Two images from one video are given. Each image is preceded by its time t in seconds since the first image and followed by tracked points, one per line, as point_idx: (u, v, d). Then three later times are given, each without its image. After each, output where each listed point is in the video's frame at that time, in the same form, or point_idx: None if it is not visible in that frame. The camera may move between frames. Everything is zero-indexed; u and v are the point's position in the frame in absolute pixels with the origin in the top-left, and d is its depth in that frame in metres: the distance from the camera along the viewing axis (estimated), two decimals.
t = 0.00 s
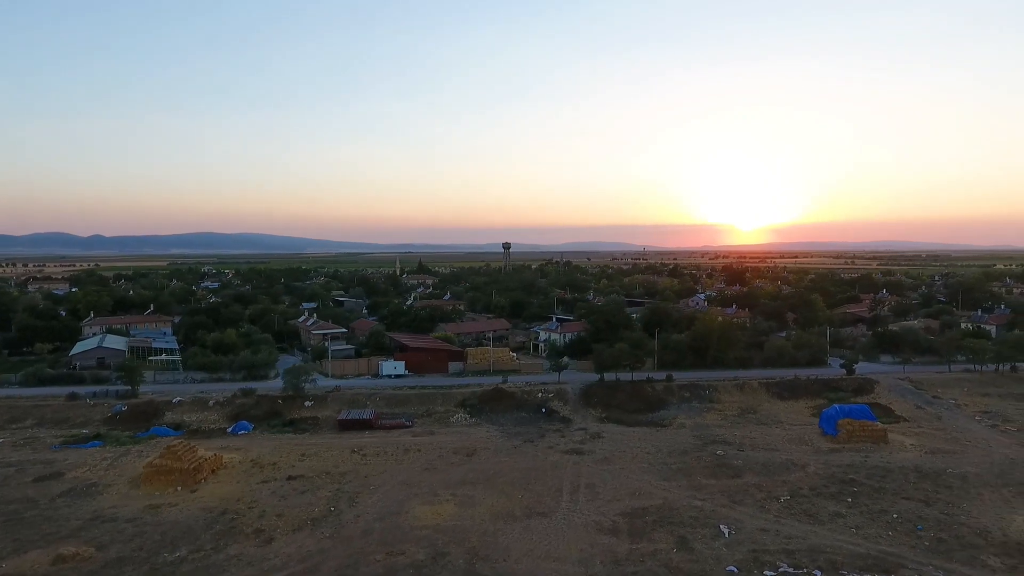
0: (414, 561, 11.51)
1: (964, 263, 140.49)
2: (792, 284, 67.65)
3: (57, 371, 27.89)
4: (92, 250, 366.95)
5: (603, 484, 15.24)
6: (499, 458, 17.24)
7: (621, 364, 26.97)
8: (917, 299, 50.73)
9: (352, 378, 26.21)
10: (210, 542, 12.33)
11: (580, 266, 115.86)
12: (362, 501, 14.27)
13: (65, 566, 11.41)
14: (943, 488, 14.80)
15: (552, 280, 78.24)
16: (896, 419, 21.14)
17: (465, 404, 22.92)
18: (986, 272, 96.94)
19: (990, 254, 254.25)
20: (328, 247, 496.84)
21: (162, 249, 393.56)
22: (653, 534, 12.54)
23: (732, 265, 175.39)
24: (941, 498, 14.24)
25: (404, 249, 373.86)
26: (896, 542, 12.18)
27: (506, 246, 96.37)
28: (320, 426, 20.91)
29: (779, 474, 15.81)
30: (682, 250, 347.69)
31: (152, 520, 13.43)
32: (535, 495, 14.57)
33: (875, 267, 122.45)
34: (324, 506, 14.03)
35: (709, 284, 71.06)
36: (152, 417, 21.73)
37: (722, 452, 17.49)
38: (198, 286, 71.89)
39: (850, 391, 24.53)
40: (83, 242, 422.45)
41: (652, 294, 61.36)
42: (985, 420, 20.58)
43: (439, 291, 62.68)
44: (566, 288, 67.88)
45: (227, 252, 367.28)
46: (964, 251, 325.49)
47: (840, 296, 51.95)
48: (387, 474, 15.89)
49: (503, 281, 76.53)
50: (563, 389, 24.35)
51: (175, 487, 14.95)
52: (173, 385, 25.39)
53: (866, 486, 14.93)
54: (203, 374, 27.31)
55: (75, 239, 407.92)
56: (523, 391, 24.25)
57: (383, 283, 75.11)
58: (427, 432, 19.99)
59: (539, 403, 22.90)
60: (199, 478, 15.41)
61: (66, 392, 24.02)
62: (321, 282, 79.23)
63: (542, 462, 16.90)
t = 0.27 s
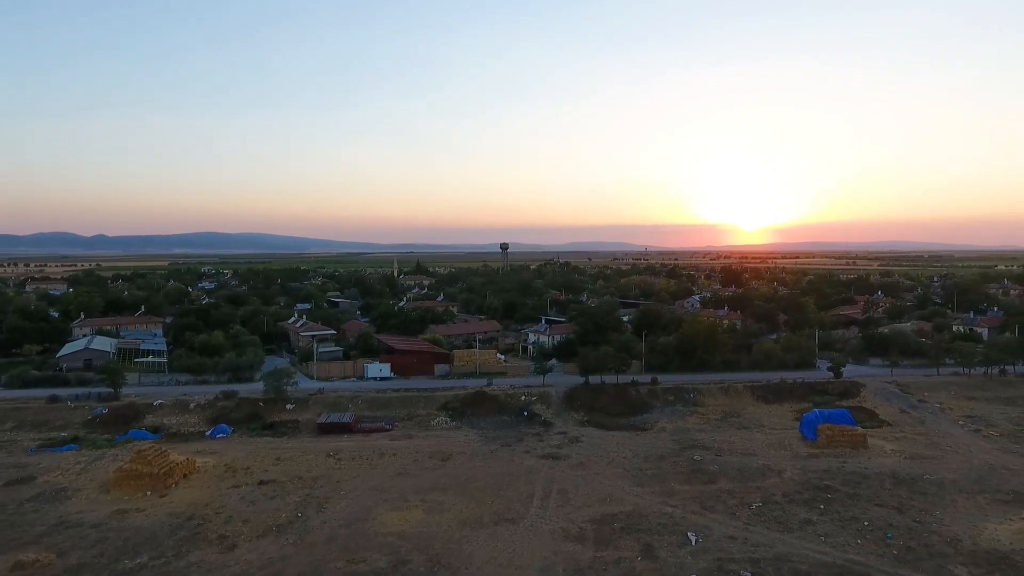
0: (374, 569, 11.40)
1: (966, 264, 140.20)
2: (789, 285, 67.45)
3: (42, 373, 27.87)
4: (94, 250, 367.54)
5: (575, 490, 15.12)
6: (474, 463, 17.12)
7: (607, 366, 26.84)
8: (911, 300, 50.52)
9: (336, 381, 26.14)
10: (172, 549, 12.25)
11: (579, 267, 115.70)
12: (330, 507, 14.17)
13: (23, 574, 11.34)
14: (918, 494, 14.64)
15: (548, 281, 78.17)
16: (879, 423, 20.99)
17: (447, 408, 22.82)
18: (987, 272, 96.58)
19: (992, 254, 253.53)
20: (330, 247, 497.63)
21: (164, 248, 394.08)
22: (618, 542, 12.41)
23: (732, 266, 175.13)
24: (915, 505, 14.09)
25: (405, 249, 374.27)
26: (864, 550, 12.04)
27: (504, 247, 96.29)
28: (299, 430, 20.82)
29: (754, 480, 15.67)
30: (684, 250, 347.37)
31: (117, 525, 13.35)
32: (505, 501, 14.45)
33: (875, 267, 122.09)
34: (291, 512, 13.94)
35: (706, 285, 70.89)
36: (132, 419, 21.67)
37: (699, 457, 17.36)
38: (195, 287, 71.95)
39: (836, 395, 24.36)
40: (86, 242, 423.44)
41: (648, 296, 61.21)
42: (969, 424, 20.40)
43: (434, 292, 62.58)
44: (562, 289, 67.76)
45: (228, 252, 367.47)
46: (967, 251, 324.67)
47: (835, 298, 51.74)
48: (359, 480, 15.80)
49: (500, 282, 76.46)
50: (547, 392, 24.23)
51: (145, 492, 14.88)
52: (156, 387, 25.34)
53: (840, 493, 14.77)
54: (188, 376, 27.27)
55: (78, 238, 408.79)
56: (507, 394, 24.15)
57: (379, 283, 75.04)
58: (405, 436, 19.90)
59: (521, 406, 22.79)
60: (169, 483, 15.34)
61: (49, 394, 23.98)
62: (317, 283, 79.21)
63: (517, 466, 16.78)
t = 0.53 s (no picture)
0: None
1: (964, 265, 140.16)
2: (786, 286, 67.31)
3: (29, 375, 27.81)
4: (95, 250, 368.07)
5: (551, 495, 15.01)
6: (451, 467, 17.02)
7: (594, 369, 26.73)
8: (906, 302, 50.38)
9: (322, 383, 26.06)
10: (138, 556, 12.17)
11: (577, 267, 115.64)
12: (302, 513, 14.09)
13: None
14: (896, 501, 14.52)
15: (545, 282, 78.02)
16: (863, 428, 20.86)
17: (431, 410, 22.72)
18: (985, 273, 96.41)
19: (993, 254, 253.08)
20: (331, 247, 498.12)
21: (165, 248, 394.67)
22: (588, 549, 12.31)
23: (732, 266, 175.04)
24: (892, 511, 13.96)
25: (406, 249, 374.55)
26: (835, 558, 11.92)
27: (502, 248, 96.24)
28: (281, 433, 20.73)
29: (732, 486, 15.54)
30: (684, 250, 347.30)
31: (87, 531, 13.28)
32: (479, 506, 14.35)
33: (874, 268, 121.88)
34: (262, 517, 13.85)
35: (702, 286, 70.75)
36: (114, 422, 21.60)
37: (679, 461, 17.24)
38: (191, 288, 71.99)
39: (823, 398, 24.23)
40: (87, 242, 424.17)
41: (644, 297, 61.07)
42: (954, 429, 20.27)
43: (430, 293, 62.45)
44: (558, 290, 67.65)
45: (229, 252, 367.88)
46: (968, 251, 324.16)
47: (830, 299, 51.60)
48: (334, 484, 15.71)
49: (496, 283, 76.39)
50: (532, 395, 24.12)
51: (117, 497, 14.80)
52: (141, 389, 25.27)
53: (817, 499, 14.65)
54: (174, 378, 27.20)
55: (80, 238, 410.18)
56: (492, 397, 24.04)
57: (376, 284, 74.98)
58: (386, 439, 19.80)
59: (505, 410, 22.69)
60: (143, 488, 15.26)
61: (33, 397, 23.93)
62: (314, 284, 79.19)
63: (494, 471, 16.68)
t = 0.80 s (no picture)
0: None
1: (963, 265, 139.87)
2: (781, 288, 67.12)
3: (12, 377, 27.74)
4: (96, 250, 368.61)
5: (521, 502, 14.90)
6: (425, 473, 16.92)
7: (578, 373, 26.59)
8: (900, 305, 50.19)
9: (305, 387, 25.96)
10: (97, 565, 12.07)
11: (575, 268, 115.49)
12: (268, 520, 13.99)
13: None
14: (868, 509, 14.38)
15: (540, 283, 77.90)
16: (844, 433, 20.73)
17: (411, 415, 22.61)
18: (984, 275, 96.17)
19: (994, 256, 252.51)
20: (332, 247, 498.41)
21: (166, 248, 395.20)
22: (552, 558, 12.19)
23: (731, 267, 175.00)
24: (863, 520, 13.82)
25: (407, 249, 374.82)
26: (801, 569, 11.77)
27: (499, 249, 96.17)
28: (259, 438, 20.64)
29: (705, 493, 15.42)
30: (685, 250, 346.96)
31: (49, 538, 13.19)
32: (447, 514, 14.24)
33: (873, 270, 121.55)
34: (228, 525, 13.75)
35: (697, 288, 70.56)
36: (92, 426, 21.52)
37: (654, 468, 17.12)
38: (186, 289, 71.92)
39: (807, 403, 24.08)
40: (88, 242, 424.64)
41: (638, 298, 60.95)
42: (936, 435, 20.09)
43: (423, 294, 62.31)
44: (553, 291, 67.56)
45: (230, 252, 368.26)
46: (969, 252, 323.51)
47: (824, 302, 51.41)
48: (304, 491, 15.60)
49: (492, 284, 76.26)
50: (514, 399, 24.00)
51: (85, 503, 14.72)
52: (123, 393, 25.20)
53: (789, 507, 14.52)
54: (157, 381, 27.12)
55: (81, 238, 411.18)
56: (474, 401, 23.93)
57: (371, 285, 74.86)
58: (363, 444, 19.71)
59: (486, 415, 22.58)
60: (111, 494, 15.17)
61: (13, 400, 23.84)
62: (309, 285, 79.08)
63: (467, 478, 16.56)
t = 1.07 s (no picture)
0: None
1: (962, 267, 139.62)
2: (776, 290, 66.99)
3: None
4: (97, 250, 369.09)
5: (494, 509, 14.78)
6: (401, 480, 16.81)
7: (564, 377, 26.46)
8: (894, 307, 50.00)
9: (290, 391, 25.86)
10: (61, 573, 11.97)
11: (573, 270, 115.41)
12: (238, 527, 13.89)
13: None
14: (844, 517, 14.25)
15: (536, 285, 77.82)
16: (828, 439, 20.58)
17: (394, 419, 22.51)
18: (982, 276, 95.92)
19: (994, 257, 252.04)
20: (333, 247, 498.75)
21: (166, 249, 395.49)
22: (519, 568, 12.08)
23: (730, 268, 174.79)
24: (838, 528, 13.69)
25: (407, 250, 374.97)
26: None
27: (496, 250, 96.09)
28: (239, 443, 20.54)
29: (681, 500, 15.28)
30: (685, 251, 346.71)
31: (17, 546, 13.10)
32: (418, 522, 14.13)
33: (871, 271, 121.21)
34: (197, 532, 13.65)
35: (693, 290, 70.45)
36: (73, 430, 21.44)
37: (632, 474, 16.99)
38: (181, 291, 71.83)
39: (793, 408, 23.93)
40: (89, 242, 425.12)
41: (633, 300, 60.83)
42: (919, 440, 19.95)
43: (418, 296, 62.22)
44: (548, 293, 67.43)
45: (230, 253, 368.48)
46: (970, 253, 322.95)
47: (818, 304, 51.26)
48: (277, 497, 15.50)
49: (488, 286, 76.19)
50: (499, 403, 23.89)
51: (55, 510, 14.63)
52: (107, 396, 25.12)
53: (764, 515, 14.40)
54: (142, 384, 27.04)
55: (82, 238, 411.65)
56: (458, 405, 23.81)
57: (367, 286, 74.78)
58: (342, 449, 19.61)
59: (469, 419, 22.47)
60: (83, 500, 15.08)
61: None
62: (306, 286, 79.00)
63: (444, 484, 16.46)
